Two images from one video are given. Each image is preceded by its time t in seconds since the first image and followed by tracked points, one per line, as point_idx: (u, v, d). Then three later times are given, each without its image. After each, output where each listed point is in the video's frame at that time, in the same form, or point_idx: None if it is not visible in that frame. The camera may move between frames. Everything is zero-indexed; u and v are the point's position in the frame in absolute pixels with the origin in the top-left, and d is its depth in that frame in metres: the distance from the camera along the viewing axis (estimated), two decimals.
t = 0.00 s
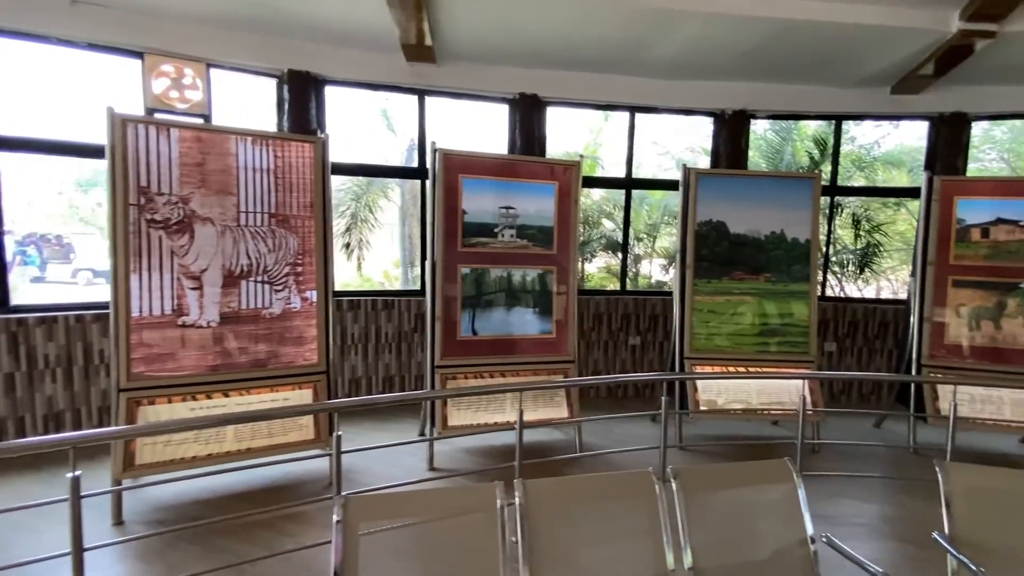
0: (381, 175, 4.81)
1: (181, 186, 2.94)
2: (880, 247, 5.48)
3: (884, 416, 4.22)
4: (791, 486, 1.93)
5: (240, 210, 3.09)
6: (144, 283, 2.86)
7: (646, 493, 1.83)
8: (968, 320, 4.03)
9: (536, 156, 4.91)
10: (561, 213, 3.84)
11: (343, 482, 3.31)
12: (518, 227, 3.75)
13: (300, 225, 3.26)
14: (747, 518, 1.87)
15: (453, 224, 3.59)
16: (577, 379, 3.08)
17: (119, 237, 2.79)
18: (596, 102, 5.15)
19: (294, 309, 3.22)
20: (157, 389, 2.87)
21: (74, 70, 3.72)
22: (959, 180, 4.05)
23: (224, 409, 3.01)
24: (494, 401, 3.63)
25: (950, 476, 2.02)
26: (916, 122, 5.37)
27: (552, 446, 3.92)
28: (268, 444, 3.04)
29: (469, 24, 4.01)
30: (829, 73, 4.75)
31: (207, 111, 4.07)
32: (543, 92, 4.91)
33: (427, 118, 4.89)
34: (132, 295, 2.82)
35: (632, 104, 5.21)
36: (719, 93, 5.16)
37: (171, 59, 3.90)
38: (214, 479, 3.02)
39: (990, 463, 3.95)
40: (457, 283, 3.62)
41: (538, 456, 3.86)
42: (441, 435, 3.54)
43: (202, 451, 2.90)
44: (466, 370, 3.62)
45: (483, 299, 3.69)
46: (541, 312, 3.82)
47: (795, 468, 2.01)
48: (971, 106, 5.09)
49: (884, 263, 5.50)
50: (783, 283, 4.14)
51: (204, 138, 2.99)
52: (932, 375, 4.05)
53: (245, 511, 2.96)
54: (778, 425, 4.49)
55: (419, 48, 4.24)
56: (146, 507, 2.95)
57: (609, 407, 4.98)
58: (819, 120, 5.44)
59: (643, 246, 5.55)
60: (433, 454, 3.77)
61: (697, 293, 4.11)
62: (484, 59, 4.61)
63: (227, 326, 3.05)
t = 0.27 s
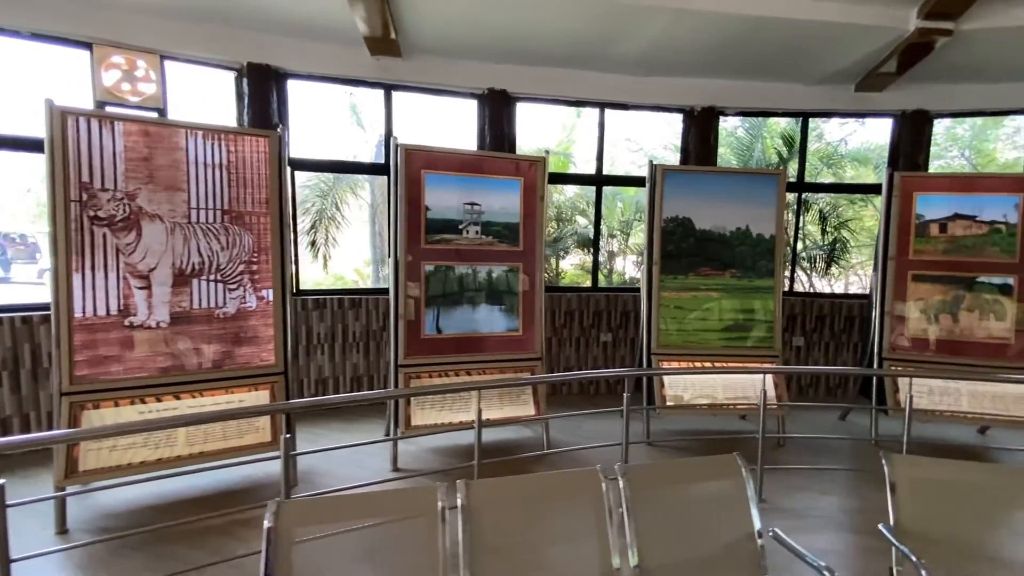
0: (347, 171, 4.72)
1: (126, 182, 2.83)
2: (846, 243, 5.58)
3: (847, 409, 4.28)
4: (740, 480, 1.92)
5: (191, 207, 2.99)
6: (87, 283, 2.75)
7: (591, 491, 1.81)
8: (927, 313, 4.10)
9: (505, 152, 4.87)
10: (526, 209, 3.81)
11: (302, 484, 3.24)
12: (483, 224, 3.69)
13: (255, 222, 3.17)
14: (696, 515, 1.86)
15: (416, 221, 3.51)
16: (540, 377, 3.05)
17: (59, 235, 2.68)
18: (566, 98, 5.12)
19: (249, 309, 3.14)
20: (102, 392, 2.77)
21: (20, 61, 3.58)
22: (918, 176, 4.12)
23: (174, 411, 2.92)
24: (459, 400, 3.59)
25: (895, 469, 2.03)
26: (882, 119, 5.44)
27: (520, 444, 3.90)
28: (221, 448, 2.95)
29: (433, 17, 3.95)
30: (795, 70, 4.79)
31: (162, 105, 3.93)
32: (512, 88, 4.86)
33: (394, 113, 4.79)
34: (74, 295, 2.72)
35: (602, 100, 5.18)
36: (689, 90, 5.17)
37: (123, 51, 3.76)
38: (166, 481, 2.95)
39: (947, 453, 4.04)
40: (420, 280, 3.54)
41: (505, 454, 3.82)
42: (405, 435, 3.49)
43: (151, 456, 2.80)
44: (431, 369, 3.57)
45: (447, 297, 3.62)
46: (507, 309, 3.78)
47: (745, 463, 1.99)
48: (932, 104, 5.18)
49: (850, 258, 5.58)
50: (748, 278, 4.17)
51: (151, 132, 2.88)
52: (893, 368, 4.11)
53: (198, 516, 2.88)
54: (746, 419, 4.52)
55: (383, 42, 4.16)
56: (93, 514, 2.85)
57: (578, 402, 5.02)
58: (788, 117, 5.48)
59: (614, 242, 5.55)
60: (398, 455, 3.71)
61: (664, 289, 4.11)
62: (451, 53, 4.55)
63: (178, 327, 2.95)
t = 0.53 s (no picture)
0: (302, 167, 4.59)
1: (53, 177, 2.70)
2: (803, 242, 5.71)
3: (802, 404, 4.34)
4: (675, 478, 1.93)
5: (126, 204, 2.86)
6: (10, 283, 2.61)
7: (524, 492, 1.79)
8: (875, 309, 4.21)
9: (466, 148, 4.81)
10: (483, 207, 3.76)
11: (249, 490, 3.14)
12: (438, 222, 3.64)
13: (197, 220, 3.06)
14: (629, 512, 1.86)
15: (368, 218, 3.42)
16: (492, 376, 2.99)
17: None
18: (528, 95, 5.09)
19: (190, 309, 3.04)
20: (28, 398, 2.64)
21: None
22: (866, 175, 4.22)
23: (109, 416, 2.81)
24: (414, 400, 3.51)
25: (827, 463, 2.05)
26: (837, 120, 5.55)
27: (477, 444, 3.85)
28: (160, 453, 2.85)
29: (385, 9, 3.89)
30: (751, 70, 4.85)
31: (101, 96, 3.83)
32: (473, 84, 4.81)
33: (351, 108, 4.69)
34: None
35: (564, 98, 5.17)
36: (649, 88, 5.19)
37: (58, 40, 3.60)
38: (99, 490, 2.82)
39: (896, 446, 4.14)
40: (373, 280, 3.44)
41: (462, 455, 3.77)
42: (357, 437, 3.41)
43: (82, 465, 2.68)
44: (385, 370, 3.48)
45: (402, 296, 3.54)
46: (464, 308, 3.73)
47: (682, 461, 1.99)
48: (883, 104, 5.32)
49: (807, 254, 5.70)
50: (704, 276, 4.21)
51: (80, 125, 2.75)
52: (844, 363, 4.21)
53: (134, 523, 2.79)
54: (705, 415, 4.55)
55: (337, 35, 4.08)
56: (21, 524, 2.73)
57: (539, 400, 5.02)
58: (747, 116, 5.56)
59: (578, 240, 5.55)
60: (353, 459, 3.61)
61: (622, 287, 4.13)
62: (408, 48, 4.48)
63: (112, 329, 2.83)
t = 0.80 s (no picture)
0: (252, 163, 4.44)
1: None
2: (757, 240, 5.84)
3: (754, 400, 4.43)
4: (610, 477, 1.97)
5: (49, 200, 2.71)
6: None
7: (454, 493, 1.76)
8: (823, 306, 4.34)
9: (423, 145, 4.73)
10: (436, 204, 3.68)
11: (189, 496, 3.03)
12: (389, 219, 3.54)
13: (129, 217, 2.91)
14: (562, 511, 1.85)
15: (315, 217, 3.32)
16: (445, 376, 2.90)
17: None
18: (487, 92, 5.06)
19: (123, 311, 2.90)
20: None
21: None
22: (813, 176, 4.34)
23: (31, 424, 2.66)
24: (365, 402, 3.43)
25: (760, 456, 2.05)
26: (791, 121, 5.67)
27: (432, 446, 3.80)
28: (88, 462, 2.72)
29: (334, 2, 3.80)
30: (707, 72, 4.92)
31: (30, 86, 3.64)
32: (430, 80, 4.74)
33: (304, 103, 4.56)
34: None
35: (524, 96, 5.15)
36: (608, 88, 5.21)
37: None
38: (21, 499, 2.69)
39: (842, 438, 4.26)
40: (321, 280, 3.35)
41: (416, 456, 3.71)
42: (304, 441, 3.32)
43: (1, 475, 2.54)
44: (333, 372, 3.40)
45: (351, 296, 3.44)
46: (417, 308, 3.65)
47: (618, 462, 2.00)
48: (833, 107, 5.49)
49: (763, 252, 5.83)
50: (659, 274, 4.26)
51: None
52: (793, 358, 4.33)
53: (59, 535, 2.65)
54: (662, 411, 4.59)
55: (286, 27, 3.98)
56: None
57: (500, 399, 4.99)
58: (705, 117, 5.64)
59: (539, 239, 5.53)
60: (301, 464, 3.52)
61: (579, 286, 4.13)
62: (362, 42, 4.39)
63: (35, 331, 2.69)
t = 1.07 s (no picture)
0: (194, 157, 4.23)
1: None
2: (713, 239, 5.94)
3: (708, 396, 4.50)
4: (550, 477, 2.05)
5: None
6: None
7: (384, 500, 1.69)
8: (773, 303, 4.43)
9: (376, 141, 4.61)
10: (386, 201, 3.57)
11: (117, 510, 2.85)
12: (336, 216, 3.41)
13: (47, 212, 2.72)
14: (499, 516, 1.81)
15: (256, 213, 3.18)
16: (397, 378, 2.73)
17: None
18: (444, 88, 4.97)
19: (40, 313, 2.70)
20: None
21: None
22: (764, 176, 4.43)
23: None
24: (311, 407, 3.30)
25: (701, 453, 2.02)
26: (745, 123, 5.78)
27: (383, 450, 3.69)
28: None
29: None
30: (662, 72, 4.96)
31: None
32: (384, 74, 4.62)
33: (250, 94, 4.37)
34: None
35: (481, 93, 5.08)
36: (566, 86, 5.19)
37: None
38: None
39: (791, 433, 4.36)
40: (262, 280, 3.21)
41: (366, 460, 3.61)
42: (244, 448, 3.16)
43: None
44: (276, 376, 3.26)
45: (295, 296, 3.30)
46: (366, 308, 3.53)
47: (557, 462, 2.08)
48: (784, 110, 5.62)
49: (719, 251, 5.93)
50: (615, 273, 4.26)
51: None
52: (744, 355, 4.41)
53: None
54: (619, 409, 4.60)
55: (227, 14, 3.81)
56: None
57: (459, 399, 4.89)
58: (662, 118, 5.69)
59: (498, 237, 5.48)
60: (243, 472, 3.37)
61: (535, 285, 4.09)
62: (310, 32, 4.25)
63: None
